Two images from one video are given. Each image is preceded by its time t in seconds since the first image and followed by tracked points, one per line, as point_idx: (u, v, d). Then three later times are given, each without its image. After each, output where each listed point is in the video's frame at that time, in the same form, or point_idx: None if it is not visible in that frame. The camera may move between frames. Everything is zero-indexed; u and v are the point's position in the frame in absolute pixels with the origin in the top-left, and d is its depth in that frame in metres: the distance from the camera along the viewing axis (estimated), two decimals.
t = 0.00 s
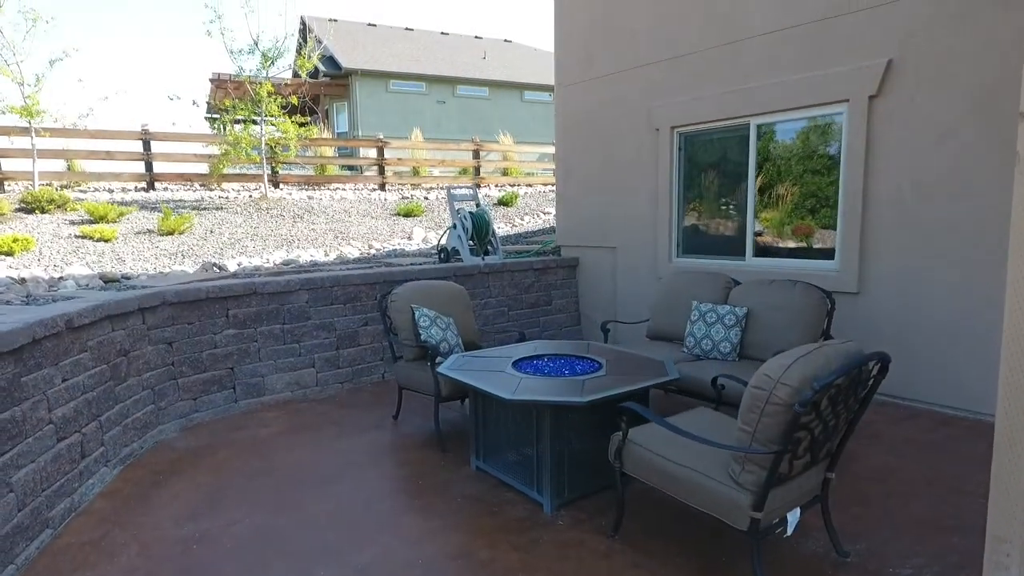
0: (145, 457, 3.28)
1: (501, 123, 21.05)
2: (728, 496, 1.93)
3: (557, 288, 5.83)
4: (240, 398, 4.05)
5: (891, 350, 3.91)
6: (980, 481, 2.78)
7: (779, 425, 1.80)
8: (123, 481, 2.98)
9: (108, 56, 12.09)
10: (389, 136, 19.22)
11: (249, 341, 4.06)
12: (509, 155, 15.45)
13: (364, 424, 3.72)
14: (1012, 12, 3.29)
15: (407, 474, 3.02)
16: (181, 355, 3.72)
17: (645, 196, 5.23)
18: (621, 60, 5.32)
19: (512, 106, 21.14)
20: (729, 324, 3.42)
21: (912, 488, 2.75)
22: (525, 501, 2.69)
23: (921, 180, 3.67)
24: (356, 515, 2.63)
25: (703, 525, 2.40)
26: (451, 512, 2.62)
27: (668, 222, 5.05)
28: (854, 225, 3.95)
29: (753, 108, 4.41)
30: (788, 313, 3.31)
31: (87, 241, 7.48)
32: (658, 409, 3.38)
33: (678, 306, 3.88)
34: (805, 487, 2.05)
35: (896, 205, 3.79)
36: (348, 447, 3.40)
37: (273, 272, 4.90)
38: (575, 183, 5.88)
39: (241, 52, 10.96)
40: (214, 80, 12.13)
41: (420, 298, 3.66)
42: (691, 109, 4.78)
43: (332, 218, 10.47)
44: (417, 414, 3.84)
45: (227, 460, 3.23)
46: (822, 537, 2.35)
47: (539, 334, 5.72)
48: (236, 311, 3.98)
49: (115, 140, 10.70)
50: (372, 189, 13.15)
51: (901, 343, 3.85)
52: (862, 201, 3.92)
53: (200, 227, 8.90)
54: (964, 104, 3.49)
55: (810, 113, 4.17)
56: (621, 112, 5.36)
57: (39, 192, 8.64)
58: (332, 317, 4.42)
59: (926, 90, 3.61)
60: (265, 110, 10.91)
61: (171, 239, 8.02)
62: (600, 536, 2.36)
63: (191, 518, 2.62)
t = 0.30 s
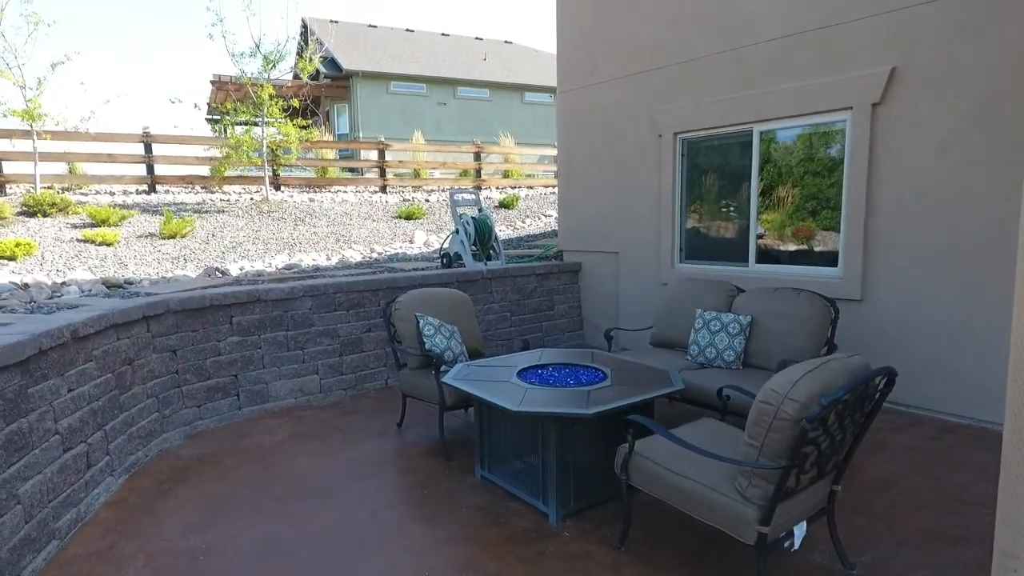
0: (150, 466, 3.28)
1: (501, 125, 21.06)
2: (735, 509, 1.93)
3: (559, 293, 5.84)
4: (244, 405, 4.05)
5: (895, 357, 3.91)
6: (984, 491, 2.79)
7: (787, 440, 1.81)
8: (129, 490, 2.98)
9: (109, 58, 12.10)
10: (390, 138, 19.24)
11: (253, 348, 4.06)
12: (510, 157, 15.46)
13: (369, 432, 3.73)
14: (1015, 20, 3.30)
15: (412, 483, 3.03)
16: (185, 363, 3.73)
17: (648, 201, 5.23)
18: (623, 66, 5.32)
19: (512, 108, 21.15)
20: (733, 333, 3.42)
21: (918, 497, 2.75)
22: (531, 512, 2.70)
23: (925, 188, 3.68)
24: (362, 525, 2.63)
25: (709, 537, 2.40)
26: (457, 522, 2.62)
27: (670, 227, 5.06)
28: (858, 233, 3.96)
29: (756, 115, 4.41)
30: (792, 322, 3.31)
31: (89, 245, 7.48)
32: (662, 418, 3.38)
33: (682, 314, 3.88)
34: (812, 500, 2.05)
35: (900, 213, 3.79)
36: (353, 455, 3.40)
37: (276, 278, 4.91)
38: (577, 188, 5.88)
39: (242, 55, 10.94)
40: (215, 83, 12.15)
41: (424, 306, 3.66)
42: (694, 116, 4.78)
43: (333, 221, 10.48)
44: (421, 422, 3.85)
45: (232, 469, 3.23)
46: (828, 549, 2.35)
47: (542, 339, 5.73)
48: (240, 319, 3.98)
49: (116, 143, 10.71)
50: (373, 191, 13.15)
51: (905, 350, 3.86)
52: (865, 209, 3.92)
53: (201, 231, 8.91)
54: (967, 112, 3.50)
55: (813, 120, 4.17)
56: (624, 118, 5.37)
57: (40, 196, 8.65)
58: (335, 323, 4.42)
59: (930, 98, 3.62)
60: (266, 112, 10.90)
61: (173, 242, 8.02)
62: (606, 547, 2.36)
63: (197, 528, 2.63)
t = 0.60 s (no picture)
0: (157, 474, 3.29)
1: (502, 126, 21.06)
2: (745, 523, 1.94)
3: (563, 298, 5.85)
4: (249, 412, 4.06)
5: (900, 365, 3.92)
6: (991, 500, 2.80)
7: (797, 454, 1.82)
8: (136, 500, 2.98)
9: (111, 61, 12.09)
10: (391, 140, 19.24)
11: (258, 355, 4.06)
12: (512, 159, 15.47)
13: (374, 440, 3.73)
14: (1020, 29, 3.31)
15: (419, 492, 3.03)
16: (191, 371, 3.73)
17: (651, 206, 5.23)
18: (627, 72, 5.33)
19: (513, 110, 21.16)
20: (739, 341, 3.43)
21: (925, 507, 2.76)
22: (538, 522, 2.70)
23: (931, 195, 3.68)
24: (369, 535, 2.64)
25: (717, 548, 2.41)
26: (465, 532, 2.63)
27: (674, 233, 5.06)
28: (863, 241, 3.96)
29: (760, 122, 4.41)
30: (797, 330, 3.32)
31: (92, 249, 7.49)
32: (668, 426, 3.38)
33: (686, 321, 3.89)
34: (821, 513, 2.06)
35: (905, 220, 3.80)
36: (359, 463, 3.41)
37: (280, 284, 4.91)
38: (581, 193, 5.88)
39: (244, 58, 10.85)
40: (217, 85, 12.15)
41: (430, 313, 3.67)
42: (698, 122, 4.79)
43: (335, 223, 10.49)
44: (426, 429, 3.85)
45: (238, 478, 3.24)
46: (836, 561, 2.36)
47: (545, 344, 5.73)
48: (245, 326, 3.98)
49: (118, 146, 10.71)
50: (375, 194, 13.15)
51: (910, 357, 3.86)
52: (871, 217, 3.92)
53: (204, 234, 8.92)
54: (973, 121, 3.51)
55: (818, 127, 4.17)
56: (628, 123, 5.37)
57: (43, 199, 8.65)
58: (340, 330, 4.43)
59: (935, 106, 3.63)
60: (268, 115, 10.86)
61: (176, 246, 8.03)
62: (614, 559, 2.37)
63: (206, 539, 2.64)
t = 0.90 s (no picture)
0: (165, 483, 3.29)
1: (503, 128, 21.09)
2: (757, 537, 1.94)
3: (567, 302, 5.86)
4: (255, 418, 4.06)
5: (905, 372, 3.92)
6: (998, 510, 2.81)
7: (809, 469, 1.82)
8: (145, 509, 2.99)
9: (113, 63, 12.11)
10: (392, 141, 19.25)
11: (265, 362, 4.07)
12: (513, 161, 15.50)
13: (381, 447, 3.74)
14: None
15: (427, 501, 3.04)
16: (198, 378, 3.74)
17: (656, 211, 5.24)
18: (632, 77, 5.33)
19: (514, 111, 21.18)
20: (745, 349, 3.43)
21: (933, 517, 2.77)
22: (547, 532, 2.71)
23: (937, 204, 3.69)
24: (379, 546, 2.64)
25: (726, 559, 2.41)
26: (474, 543, 2.64)
27: (678, 240, 5.06)
28: (869, 248, 3.96)
29: (765, 129, 4.42)
30: (803, 338, 3.33)
31: (95, 252, 7.51)
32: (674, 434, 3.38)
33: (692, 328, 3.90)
34: (832, 527, 2.06)
35: (910, 228, 3.80)
36: (367, 471, 3.42)
37: (286, 290, 4.92)
38: (585, 198, 5.89)
39: (247, 61, 10.90)
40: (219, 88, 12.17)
41: (436, 321, 3.67)
42: (702, 128, 4.79)
43: (338, 226, 10.52)
44: (433, 436, 3.86)
45: (247, 487, 3.25)
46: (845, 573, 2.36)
47: (549, 349, 5.74)
48: (251, 332, 3.99)
49: (120, 149, 10.72)
50: (377, 196, 13.17)
51: (915, 365, 3.87)
52: (876, 224, 3.93)
53: (207, 237, 8.94)
54: (979, 129, 3.52)
55: (823, 135, 4.17)
56: (632, 128, 5.38)
57: (46, 203, 8.67)
58: (345, 336, 4.43)
59: (941, 114, 3.63)
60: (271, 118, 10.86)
61: (179, 250, 8.04)
62: (624, 571, 2.37)
63: (216, 549, 2.64)
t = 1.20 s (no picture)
0: (174, 491, 3.31)
1: (505, 129, 21.12)
2: (769, 550, 1.95)
3: (572, 307, 5.87)
4: (262, 425, 4.07)
5: (911, 379, 3.93)
6: (1005, 519, 2.81)
7: (822, 484, 1.83)
8: (155, 518, 3.00)
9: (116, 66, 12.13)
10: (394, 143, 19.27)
11: (272, 369, 4.08)
12: (515, 163, 15.52)
13: (389, 455, 3.75)
14: None
15: (436, 509, 3.05)
16: (206, 386, 3.74)
17: (661, 217, 5.25)
18: (637, 83, 5.34)
19: (516, 113, 21.20)
20: (752, 357, 3.44)
21: (941, 526, 2.78)
22: (557, 542, 2.72)
23: (943, 212, 3.70)
24: (390, 555, 2.66)
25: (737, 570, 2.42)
26: (485, 552, 2.65)
27: (684, 245, 5.07)
28: (875, 255, 3.97)
29: (771, 136, 4.42)
30: (809, 346, 3.34)
31: (99, 256, 7.53)
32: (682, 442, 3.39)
33: (699, 335, 3.91)
34: (844, 539, 2.07)
35: (916, 235, 3.81)
36: (376, 479, 3.43)
37: (292, 296, 4.93)
38: (590, 203, 5.90)
39: (250, 64, 10.90)
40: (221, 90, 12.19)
41: (444, 328, 3.67)
42: (708, 135, 4.80)
43: (341, 229, 10.54)
44: (440, 444, 3.87)
45: (256, 496, 3.26)
46: None
47: (554, 354, 5.75)
48: (259, 340, 4.00)
49: (123, 152, 10.74)
50: (379, 199, 13.20)
51: (921, 372, 3.88)
52: (882, 232, 3.94)
53: (211, 241, 8.96)
54: (985, 138, 3.53)
55: (828, 142, 4.18)
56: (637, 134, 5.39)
57: (50, 206, 8.69)
58: (352, 342, 4.45)
59: (947, 122, 3.64)
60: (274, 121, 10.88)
61: (183, 253, 8.06)
62: None
63: (227, 559, 2.65)
